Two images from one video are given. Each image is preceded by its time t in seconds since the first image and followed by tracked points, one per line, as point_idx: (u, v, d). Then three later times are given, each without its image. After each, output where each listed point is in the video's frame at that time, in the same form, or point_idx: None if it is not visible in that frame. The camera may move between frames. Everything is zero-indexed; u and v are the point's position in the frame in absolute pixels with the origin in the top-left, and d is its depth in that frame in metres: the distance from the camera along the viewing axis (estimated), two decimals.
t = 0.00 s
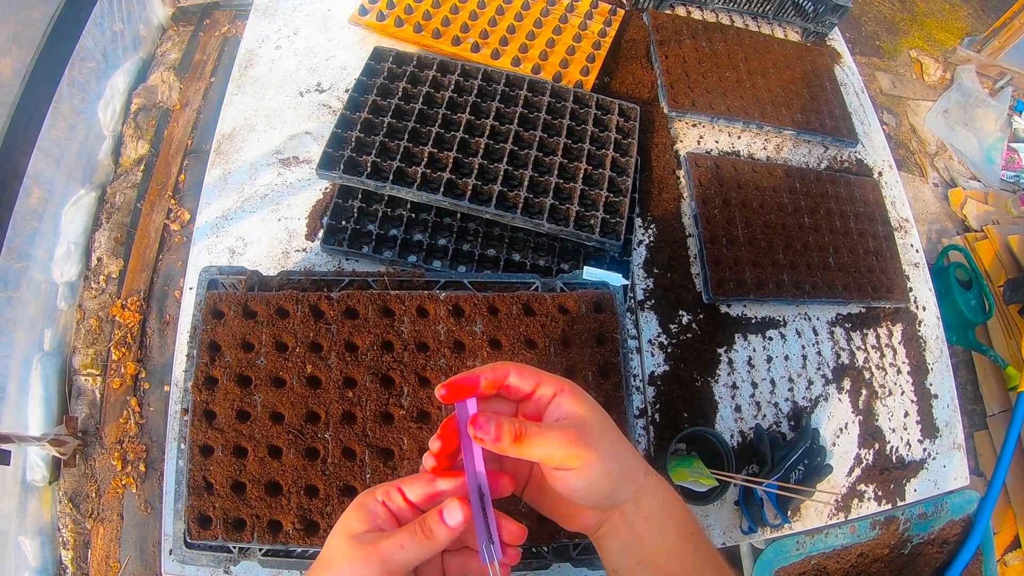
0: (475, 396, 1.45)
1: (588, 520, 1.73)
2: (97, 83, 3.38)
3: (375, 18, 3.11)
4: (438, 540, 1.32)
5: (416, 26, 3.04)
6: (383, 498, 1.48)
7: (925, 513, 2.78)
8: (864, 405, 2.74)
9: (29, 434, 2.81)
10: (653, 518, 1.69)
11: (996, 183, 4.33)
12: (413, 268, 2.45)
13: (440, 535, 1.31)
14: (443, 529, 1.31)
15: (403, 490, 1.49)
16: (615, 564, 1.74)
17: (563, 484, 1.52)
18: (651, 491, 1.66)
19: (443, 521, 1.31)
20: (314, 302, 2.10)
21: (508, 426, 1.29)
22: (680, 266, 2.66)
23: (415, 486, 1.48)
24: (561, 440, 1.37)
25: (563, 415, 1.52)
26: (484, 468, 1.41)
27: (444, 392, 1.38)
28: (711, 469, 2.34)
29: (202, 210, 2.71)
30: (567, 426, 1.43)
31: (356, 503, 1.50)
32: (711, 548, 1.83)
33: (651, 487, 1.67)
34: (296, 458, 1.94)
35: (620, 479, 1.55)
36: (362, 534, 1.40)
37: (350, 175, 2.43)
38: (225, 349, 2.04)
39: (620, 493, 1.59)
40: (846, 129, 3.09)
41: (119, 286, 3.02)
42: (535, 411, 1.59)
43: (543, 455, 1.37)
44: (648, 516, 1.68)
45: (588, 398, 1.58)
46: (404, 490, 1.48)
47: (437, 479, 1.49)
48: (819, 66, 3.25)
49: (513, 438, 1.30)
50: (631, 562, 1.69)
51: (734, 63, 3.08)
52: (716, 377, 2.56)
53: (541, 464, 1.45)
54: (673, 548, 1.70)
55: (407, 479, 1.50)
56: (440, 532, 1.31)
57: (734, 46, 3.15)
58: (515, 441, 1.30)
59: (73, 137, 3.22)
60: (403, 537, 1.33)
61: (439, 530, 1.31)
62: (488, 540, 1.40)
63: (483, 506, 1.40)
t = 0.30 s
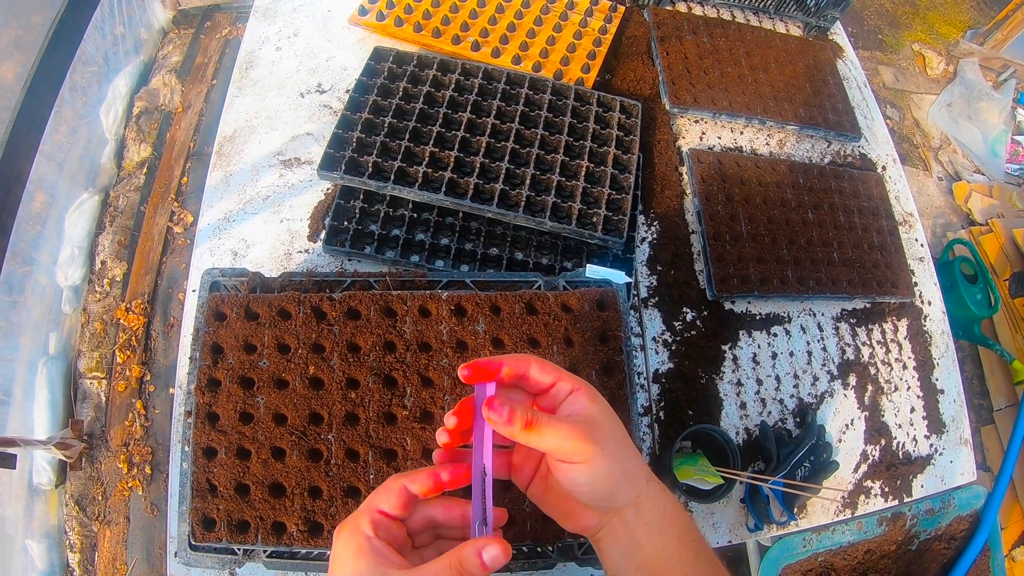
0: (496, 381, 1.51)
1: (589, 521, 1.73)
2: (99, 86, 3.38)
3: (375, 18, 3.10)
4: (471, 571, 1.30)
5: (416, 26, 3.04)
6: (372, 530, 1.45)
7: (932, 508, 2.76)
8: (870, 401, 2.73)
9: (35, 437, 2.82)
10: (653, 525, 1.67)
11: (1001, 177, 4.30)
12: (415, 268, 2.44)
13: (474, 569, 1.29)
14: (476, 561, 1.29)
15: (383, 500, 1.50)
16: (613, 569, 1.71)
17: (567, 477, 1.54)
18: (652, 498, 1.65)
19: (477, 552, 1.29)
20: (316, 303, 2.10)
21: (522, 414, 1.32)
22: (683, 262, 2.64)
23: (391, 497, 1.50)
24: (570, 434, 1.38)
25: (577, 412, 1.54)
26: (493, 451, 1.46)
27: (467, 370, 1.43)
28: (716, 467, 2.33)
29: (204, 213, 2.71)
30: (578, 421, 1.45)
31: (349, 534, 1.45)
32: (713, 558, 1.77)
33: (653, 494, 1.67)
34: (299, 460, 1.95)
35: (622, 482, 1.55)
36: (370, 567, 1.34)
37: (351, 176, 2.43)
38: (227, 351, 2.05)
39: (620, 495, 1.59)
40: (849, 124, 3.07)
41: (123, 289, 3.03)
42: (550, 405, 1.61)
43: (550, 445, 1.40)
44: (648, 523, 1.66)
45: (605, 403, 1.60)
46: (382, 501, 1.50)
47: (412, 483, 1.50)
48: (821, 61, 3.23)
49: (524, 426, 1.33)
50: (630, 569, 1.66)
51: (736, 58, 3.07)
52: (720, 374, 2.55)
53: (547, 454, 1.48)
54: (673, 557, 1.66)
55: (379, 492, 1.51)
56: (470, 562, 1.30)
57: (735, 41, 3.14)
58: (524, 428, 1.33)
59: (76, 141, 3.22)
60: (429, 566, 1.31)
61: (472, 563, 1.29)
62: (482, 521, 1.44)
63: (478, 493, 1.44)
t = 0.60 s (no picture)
0: (514, 374, 1.55)
1: (588, 524, 1.71)
2: (102, 88, 3.39)
3: (376, 16, 3.10)
4: (501, 544, 1.44)
5: (417, 24, 3.03)
6: (388, 533, 1.48)
7: (938, 504, 2.75)
8: (875, 396, 2.72)
9: (40, 437, 2.83)
10: (651, 533, 1.68)
11: (1005, 171, 4.28)
12: (418, 265, 2.42)
13: (503, 544, 1.44)
14: (503, 535, 1.43)
15: (380, 502, 1.53)
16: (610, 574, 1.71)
17: (570, 477, 1.54)
18: (652, 506, 1.66)
19: (504, 526, 1.43)
20: (319, 301, 2.11)
21: (533, 409, 1.34)
22: (687, 259, 2.63)
23: (387, 497, 1.53)
24: (577, 432, 1.40)
25: (587, 414, 1.55)
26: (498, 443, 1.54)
27: (489, 362, 1.50)
28: (721, 463, 2.32)
29: (207, 212, 2.72)
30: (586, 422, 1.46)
31: (360, 540, 1.48)
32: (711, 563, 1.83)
33: (652, 502, 1.67)
34: (303, 457, 1.97)
35: (624, 487, 1.55)
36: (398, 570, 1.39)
37: (354, 174, 2.44)
38: (231, 349, 2.06)
39: (621, 499, 1.59)
40: (853, 118, 3.05)
41: (127, 289, 3.04)
42: (562, 405, 1.63)
43: (556, 442, 1.41)
44: (647, 531, 1.67)
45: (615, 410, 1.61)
46: (380, 504, 1.53)
47: (404, 478, 1.55)
48: (824, 56, 3.22)
49: (533, 421, 1.36)
50: (629, 574, 1.66)
51: (739, 54, 3.06)
52: (725, 370, 2.54)
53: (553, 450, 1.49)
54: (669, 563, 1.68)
55: (372, 494, 1.54)
56: (498, 538, 1.44)
57: (738, 37, 3.13)
58: (533, 423, 1.35)
59: (79, 142, 3.23)
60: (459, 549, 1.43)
61: (501, 537, 1.43)
62: (473, 506, 1.57)
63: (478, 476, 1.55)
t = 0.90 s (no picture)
0: (528, 376, 1.56)
1: (585, 529, 1.72)
2: (102, 88, 3.40)
3: (375, 13, 3.10)
4: (500, 522, 1.55)
5: (417, 20, 3.03)
6: (396, 526, 1.54)
7: (941, 498, 2.77)
8: (877, 390, 2.71)
9: (43, 437, 2.84)
10: (648, 542, 1.67)
11: (1007, 165, 4.27)
12: (419, 261, 2.42)
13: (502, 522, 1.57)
14: (502, 512, 1.56)
15: (390, 496, 1.58)
16: None
17: (574, 481, 1.57)
18: (648, 514, 1.66)
19: (501, 504, 1.56)
20: (320, 296, 2.12)
21: (541, 411, 1.39)
22: (688, 253, 2.62)
23: (399, 494, 1.57)
24: (582, 437, 1.44)
25: (593, 421, 1.58)
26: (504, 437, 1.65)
27: (506, 362, 1.51)
28: (723, 457, 2.31)
29: (207, 210, 2.72)
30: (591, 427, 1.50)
31: (370, 533, 1.54)
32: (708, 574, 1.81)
33: (649, 510, 1.67)
34: (303, 452, 1.97)
35: (622, 494, 1.58)
36: (408, 559, 1.46)
37: (354, 170, 2.45)
38: (231, 345, 2.06)
39: (618, 506, 1.61)
40: (853, 112, 3.04)
41: (129, 288, 3.05)
42: (571, 411, 1.65)
43: (560, 445, 1.46)
44: (644, 538, 1.67)
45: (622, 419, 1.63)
46: (392, 499, 1.57)
47: (416, 475, 1.58)
48: (824, 50, 3.21)
49: (539, 423, 1.40)
50: None
51: (738, 48, 3.05)
52: (726, 365, 2.53)
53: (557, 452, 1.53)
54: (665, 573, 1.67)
55: (382, 489, 1.58)
56: (497, 516, 1.55)
57: (737, 31, 3.12)
58: (541, 424, 1.40)
59: (80, 142, 3.24)
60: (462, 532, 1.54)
61: (500, 516, 1.55)
62: (472, 495, 1.69)
63: (480, 466, 1.66)
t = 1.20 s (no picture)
0: (539, 384, 1.54)
1: (583, 536, 1.74)
2: (101, 87, 3.39)
3: (372, 8, 3.10)
4: (496, 512, 1.59)
5: (413, 15, 3.02)
6: (402, 522, 1.55)
7: (944, 493, 2.76)
8: (878, 383, 2.70)
9: (44, 436, 2.84)
10: (643, 552, 1.67)
11: (1008, 158, 4.26)
12: (417, 256, 2.41)
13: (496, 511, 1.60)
14: (497, 502, 1.58)
15: (400, 495, 1.58)
16: None
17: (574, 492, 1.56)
18: (645, 524, 1.66)
19: (495, 494, 1.59)
20: (317, 291, 2.12)
21: (547, 418, 1.41)
22: (687, 246, 2.61)
23: (411, 493, 1.58)
24: (584, 446, 1.45)
25: (597, 432, 1.58)
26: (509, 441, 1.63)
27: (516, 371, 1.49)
28: (724, 450, 2.30)
29: (205, 207, 2.72)
30: (594, 437, 1.51)
31: (375, 527, 1.54)
32: None
33: (646, 520, 1.67)
34: (301, 448, 1.97)
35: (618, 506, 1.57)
36: (412, 551, 1.49)
37: (352, 166, 2.45)
38: (229, 342, 2.06)
39: (615, 517, 1.60)
40: (853, 104, 3.03)
41: (129, 287, 3.05)
42: (577, 421, 1.65)
43: (563, 452, 1.47)
44: (640, 549, 1.67)
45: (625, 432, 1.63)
46: (404, 499, 1.57)
47: (430, 479, 1.60)
48: (823, 43, 3.20)
49: (544, 428, 1.42)
50: None
51: (737, 41, 3.04)
52: (726, 358, 2.52)
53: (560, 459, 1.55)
54: None
55: (394, 488, 1.58)
56: (492, 505, 1.58)
57: (736, 24, 3.10)
58: (544, 431, 1.42)
59: (80, 142, 3.24)
60: (461, 522, 1.56)
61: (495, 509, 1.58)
62: (469, 492, 1.70)
63: (481, 463, 1.67)
